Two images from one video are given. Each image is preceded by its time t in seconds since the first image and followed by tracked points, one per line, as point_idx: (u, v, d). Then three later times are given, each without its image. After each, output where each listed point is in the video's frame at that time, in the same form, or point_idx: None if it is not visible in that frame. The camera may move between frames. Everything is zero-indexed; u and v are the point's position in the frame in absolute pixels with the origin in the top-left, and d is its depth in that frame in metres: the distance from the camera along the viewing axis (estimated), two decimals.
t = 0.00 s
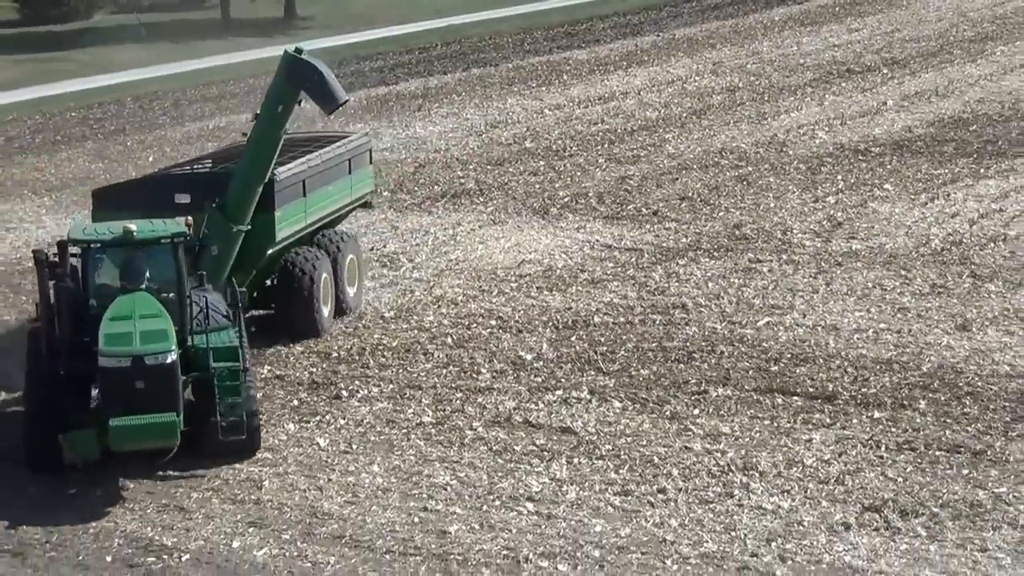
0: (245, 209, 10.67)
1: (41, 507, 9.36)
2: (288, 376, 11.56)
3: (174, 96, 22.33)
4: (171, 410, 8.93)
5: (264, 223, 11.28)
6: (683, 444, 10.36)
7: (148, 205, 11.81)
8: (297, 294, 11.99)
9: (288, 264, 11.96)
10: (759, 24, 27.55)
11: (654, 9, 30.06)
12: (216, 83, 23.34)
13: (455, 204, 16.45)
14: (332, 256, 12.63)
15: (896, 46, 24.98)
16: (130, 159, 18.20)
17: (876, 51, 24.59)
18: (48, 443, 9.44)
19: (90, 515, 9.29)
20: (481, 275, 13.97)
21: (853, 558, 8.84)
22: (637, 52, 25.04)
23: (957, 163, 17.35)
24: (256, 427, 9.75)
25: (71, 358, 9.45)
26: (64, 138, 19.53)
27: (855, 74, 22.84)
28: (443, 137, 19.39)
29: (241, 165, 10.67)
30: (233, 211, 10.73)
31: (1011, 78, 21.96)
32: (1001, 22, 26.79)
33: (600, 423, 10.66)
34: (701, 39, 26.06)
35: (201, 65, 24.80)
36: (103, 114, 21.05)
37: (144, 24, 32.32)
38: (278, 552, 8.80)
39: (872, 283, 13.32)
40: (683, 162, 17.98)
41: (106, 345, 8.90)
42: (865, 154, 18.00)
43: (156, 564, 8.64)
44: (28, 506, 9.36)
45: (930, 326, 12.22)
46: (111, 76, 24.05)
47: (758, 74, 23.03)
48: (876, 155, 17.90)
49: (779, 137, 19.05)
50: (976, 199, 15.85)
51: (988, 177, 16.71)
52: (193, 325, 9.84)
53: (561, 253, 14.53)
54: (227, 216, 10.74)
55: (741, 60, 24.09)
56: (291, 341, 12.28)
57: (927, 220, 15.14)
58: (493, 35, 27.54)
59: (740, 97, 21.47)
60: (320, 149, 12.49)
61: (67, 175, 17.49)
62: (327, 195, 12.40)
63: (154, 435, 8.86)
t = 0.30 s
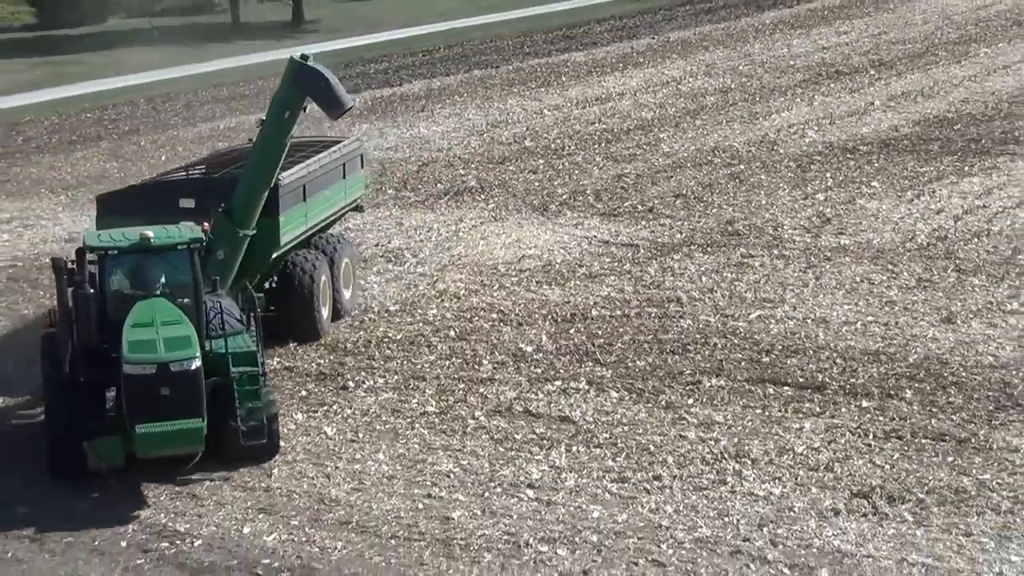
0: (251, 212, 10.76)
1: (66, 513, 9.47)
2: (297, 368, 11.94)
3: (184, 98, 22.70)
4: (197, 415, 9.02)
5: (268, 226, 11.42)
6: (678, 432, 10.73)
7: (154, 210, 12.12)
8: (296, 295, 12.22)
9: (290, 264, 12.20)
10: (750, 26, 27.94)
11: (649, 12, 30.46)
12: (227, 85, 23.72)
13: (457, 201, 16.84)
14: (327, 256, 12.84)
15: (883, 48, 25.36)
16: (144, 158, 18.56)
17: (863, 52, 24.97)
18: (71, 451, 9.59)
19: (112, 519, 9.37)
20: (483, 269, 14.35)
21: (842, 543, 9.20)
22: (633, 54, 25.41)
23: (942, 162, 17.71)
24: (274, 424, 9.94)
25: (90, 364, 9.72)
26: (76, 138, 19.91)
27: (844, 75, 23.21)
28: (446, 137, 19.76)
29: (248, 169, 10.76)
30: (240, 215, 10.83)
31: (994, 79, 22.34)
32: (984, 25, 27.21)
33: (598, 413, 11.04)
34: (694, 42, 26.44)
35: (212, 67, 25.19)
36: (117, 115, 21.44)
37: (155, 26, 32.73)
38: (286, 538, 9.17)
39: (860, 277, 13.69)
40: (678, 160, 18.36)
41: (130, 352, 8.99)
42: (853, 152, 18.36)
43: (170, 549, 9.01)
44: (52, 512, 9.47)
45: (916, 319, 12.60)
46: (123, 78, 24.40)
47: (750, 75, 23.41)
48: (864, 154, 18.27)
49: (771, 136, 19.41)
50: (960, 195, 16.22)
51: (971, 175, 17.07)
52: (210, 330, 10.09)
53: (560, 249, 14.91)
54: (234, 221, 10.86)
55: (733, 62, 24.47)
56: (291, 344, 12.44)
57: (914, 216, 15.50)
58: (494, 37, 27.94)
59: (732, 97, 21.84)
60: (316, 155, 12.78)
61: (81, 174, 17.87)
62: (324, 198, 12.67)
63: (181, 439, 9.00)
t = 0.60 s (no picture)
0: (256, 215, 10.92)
1: (88, 515, 9.59)
2: (302, 359, 12.33)
3: (194, 99, 23.07)
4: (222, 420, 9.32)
5: (272, 230, 11.70)
6: (670, 421, 11.13)
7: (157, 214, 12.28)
8: (297, 300, 12.38)
9: (289, 265, 12.38)
10: (740, 30, 28.35)
11: (642, 16, 30.89)
12: (235, 87, 24.12)
13: (456, 198, 17.23)
14: (324, 256, 13.00)
15: (868, 50, 25.77)
16: (155, 157, 18.95)
17: (849, 55, 25.38)
18: (90, 454, 9.78)
19: (137, 522, 9.50)
20: (482, 264, 14.75)
21: (828, 528, 9.59)
22: (628, 56, 25.81)
23: (925, 160, 18.11)
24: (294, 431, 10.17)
25: (109, 367, 9.98)
26: (86, 138, 20.28)
27: (830, 77, 23.60)
28: (446, 137, 20.16)
29: (253, 171, 10.90)
30: (246, 218, 10.99)
31: (975, 80, 22.73)
32: (966, 29, 27.68)
33: (593, 402, 11.43)
34: (686, 44, 26.85)
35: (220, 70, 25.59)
36: (129, 115, 21.84)
37: (163, 29, 33.14)
38: (292, 522, 9.55)
39: (846, 271, 14.08)
40: (670, 159, 18.76)
41: (156, 357, 9.25)
42: (839, 151, 18.75)
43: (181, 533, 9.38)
44: (72, 513, 9.60)
45: (899, 312, 13.00)
46: (133, 80, 24.77)
47: (740, 77, 23.81)
48: (850, 152, 18.67)
49: (760, 135, 19.81)
50: (942, 192, 16.62)
51: (953, 173, 17.47)
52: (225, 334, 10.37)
53: (556, 244, 15.31)
54: (239, 225, 11.03)
55: (723, 64, 24.89)
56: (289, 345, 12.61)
57: (898, 213, 15.90)
58: (493, 41, 28.37)
59: (723, 98, 22.24)
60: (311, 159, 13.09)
61: (92, 172, 18.26)
62: (319, 202, 12.96)
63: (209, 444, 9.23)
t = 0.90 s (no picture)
0: (259, 220, 11.03)
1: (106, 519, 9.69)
2: (304, 352, 12.71)
3: (199, 100, 23.41)
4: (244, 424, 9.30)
5: (273, 235, 11.91)
6: (660, 412, 11.52)
7: (155, 219, 12.39)
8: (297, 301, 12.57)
9: (288, 266, 12.68)
10: (727, 34, 28.76)
11: (633, 21, 31.34)
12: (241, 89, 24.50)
13: (452, 196, 17.62)
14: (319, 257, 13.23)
15: (851, 54, 26.17)
16: (162, 156, 19.32)
17: (833, 58, 25.79)
18: (106, 461, 9.72)
19: (158, 526, 9.64)
20: (478, 260, 15.14)
21: (812, 515, 9.98)
22: (619, 59, 26.19)
23: (906, 160, 18.51)
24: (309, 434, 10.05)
25: (125, 373, 9.84)
26: (92, 138, 20.63)
27: (814, 80, 24.00)
28: (444, 137, 20.54)
29: (256, 176, 11.06)
30: (248, 223, 11.06)
31: (955, 83, 23.14)
32: (946, 33, 28.13)
33: (585, 394, 11.82)
34: (675, 48, 27.25)
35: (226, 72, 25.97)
36: (137, 116, 22.21)
37: (167, 31, 33.50)
38: (295, 510, 9.91)
39: (829, 267, 14.48)
40: (660, 158, 19.15)
41: (178, 362, 9.17)
42: (823, 152, 19.14)
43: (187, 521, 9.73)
44: (90, 518, 9.72)
45: (881, 306, 13.40)
46: (140, 82, 25.13)
47: (727, 80, 24.21)
48: (833, 152, 19.07)
49: (747, 136, 20.20)
50: (923, 191, 17.02)
51: (933, 172, 17.86)
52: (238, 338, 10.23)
53: (549, 241, 15.70)
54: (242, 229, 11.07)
55: (711, 67, 25.29)
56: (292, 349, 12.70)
57: (880, 211, 16.30)
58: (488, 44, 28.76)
59: (711, 100, 22.63)
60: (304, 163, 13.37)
61: (99, 171, 18.63)
62: (313, 205, 13.26)
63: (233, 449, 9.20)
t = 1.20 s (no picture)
0: (260, 224, 11.25)
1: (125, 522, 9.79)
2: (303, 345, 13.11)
3: (201, 101, 23.78)
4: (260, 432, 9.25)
5: (273, 239, 12.25)
6: (645, 405, 11.92)
7: (156, 226, 12.63)
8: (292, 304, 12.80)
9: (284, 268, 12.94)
10: (713, 39, 29.20)
11: (621, 26, 31.76)
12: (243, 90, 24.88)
13: (446, 195, 18.03)
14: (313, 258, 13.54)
15: (832, 59, 26.62)
16: (165, 155, 19.70)
17: (815, 63, 26.23)
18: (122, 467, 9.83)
19: (182, 530, 9.74)
20: (471, 257, 15.54)
21: (793, 504, 10.38)
22: (608, 63, 26.61)
23: (885, 162, 18.93)
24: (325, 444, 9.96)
25: (140, 379, 9.90)
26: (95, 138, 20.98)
27: (797, 84, 24.43)
28: (438, 138, 20.94)
29: (256, 180, 11.28)
30: (248, 226, 11.29)
31: (933, 88, 23.58)
32: (925, 39, 28.59)
33: (573, 387, 12.23)
34: (662, 53, 27.69)
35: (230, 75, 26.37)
36: (141, 116, 22.59)
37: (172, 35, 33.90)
38: (292, 497, 10.29)
39: (810, 265, 14.91)
40: (647, 160, 19.55)
41: (197, 370, 9.12)
42: (805, 154, 19.57)
43: (191, 507, 10.09)
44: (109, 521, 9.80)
45: (860, 303, 13.82)
46: (144, 84, 25.52)
47: (712, 84, 24.64)
48: (814, 154, 19.49)
49: (731, 138, 20.61)
50: (901, 192, 17.44)
51: (911, 174, 18.28)
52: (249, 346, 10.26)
53: (539, 239, 16.11)
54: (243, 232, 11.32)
55: (696, 71, 25.72)
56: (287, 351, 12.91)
57: (860, 211, 16.72)
58: (482, 47, 29.15)
59: (696, 103, 23.06)
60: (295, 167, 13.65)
61: (103, 169, 19.02)
62: (306, 208, 13.56)
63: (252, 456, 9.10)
